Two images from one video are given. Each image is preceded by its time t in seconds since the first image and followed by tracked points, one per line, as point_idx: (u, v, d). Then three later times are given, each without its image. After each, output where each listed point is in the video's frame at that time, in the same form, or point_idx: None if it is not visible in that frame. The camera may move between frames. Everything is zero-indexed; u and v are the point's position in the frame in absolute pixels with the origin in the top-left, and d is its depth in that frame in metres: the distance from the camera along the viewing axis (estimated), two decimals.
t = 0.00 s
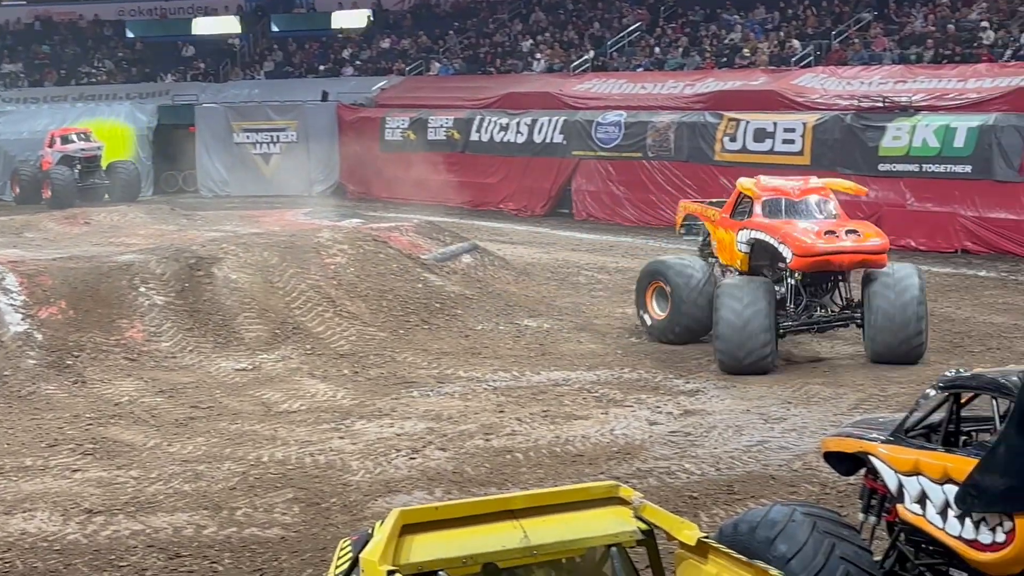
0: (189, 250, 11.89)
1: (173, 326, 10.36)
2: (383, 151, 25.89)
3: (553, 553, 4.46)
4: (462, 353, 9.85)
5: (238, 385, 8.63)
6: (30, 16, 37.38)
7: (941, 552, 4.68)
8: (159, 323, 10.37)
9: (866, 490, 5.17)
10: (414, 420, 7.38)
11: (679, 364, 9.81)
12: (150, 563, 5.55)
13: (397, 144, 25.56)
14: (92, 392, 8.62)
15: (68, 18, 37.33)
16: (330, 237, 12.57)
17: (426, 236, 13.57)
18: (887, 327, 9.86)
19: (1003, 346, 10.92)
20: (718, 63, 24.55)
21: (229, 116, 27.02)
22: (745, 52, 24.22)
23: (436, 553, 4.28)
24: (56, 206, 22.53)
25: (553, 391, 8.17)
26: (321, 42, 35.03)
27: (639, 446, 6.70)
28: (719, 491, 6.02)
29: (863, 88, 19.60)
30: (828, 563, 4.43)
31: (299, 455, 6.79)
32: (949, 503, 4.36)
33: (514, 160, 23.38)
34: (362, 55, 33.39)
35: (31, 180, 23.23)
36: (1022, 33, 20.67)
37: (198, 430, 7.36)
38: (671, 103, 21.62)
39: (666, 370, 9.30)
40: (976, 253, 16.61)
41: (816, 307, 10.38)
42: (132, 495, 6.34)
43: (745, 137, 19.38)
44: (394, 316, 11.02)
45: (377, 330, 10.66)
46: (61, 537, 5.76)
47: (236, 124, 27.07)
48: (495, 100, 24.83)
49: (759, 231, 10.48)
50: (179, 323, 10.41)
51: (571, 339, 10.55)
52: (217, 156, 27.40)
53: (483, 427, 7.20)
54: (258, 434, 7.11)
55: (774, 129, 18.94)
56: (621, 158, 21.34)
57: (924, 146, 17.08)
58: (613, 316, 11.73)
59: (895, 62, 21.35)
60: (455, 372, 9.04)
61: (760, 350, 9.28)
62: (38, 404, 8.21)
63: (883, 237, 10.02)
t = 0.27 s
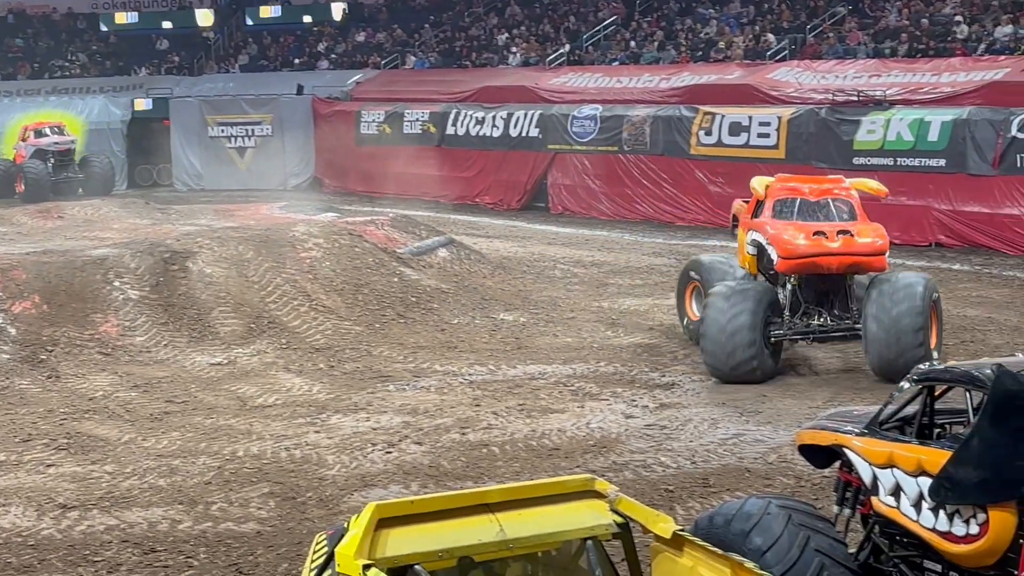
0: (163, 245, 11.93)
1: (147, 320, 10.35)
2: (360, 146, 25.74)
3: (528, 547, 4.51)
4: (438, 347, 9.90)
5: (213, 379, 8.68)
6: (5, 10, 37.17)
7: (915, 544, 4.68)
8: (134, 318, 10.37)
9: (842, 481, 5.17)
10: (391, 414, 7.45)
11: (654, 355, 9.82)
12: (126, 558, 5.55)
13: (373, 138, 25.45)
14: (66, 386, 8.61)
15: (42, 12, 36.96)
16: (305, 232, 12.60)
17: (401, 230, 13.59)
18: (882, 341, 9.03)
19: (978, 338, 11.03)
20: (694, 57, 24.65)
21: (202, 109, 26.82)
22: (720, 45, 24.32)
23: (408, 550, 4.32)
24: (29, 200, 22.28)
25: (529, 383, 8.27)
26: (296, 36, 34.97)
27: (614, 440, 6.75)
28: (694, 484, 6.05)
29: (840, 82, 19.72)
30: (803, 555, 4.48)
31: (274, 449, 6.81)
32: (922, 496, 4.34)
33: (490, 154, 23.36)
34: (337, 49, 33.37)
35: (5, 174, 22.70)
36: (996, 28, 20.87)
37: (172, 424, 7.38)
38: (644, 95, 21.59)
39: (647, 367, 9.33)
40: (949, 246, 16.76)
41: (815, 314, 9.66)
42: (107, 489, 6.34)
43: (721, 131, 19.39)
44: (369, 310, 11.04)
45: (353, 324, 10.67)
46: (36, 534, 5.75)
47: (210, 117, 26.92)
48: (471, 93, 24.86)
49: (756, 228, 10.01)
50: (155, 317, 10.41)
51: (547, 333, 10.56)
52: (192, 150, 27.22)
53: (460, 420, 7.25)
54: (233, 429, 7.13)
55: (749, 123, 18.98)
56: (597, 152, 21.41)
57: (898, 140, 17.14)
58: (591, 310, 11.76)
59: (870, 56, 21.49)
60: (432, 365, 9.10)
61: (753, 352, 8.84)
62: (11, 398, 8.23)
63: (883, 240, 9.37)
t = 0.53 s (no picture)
0: (149, 240, 11.95)
1: (134, 316, 10.36)
2: (347, 141, 25.65)
3: (515, 542, 4.57)
4: (425, 342, 9.91)
5: (200, 374, 8.68)
6: None
7: (901, 539, 4.70)
8: (120, 313, 10.39)
9: (827, 477, 5.15)
10: (378, 409, 7.46)
11: (641, 349, 9.84)
12: (112, 553, 5.56)
13: (360, 133, 25.38)
14: (52, 381, 8.61)
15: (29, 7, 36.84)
16: (291, 226, 12.59)
17: (390, 226, 13.61)
18: (868, 347, 8.43)
19: (966, 334, 11.07)
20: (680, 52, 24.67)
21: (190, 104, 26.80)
22: (707, 40, 24.33)
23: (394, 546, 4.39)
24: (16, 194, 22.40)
25: (517, 377, 8.31)
26: (282, 29, 34.76)
27: (602, 435, 6.76)
28: (681, 479, 6.07)
29: (828, 77, 19.76)
30: (789, 550, 4.49)
31: (261, 445, 6.81)
32: (909, 490, 4.34)
33: (477, 149, 23.29)
34: (324, 44, 33.23)
35: None
36: (982, 24, 20.94)
37: (157, 419, 7.38)
38: (632, 91, 21.96)
39: (636, 363, 9.35)
40: (936, 242, 16.72)
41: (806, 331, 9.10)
42: (94, 485, 6.34)
43: (707, 127, 19.41)
44: (356, 306, 11.03)
45: (340, 319, 10.66)
46: (23, 530, 5.76)
47: (196, 112, 26.88)
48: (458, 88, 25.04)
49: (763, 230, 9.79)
50: (143, 313, 10.42)
51: (535, 328, 10.55)
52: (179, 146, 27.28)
53: (447, 415, 7.25)
54: (220, 424, 7.13)
55: (736, 118, 19.01)
56: (583, 147, 21.30)
57: (884, 134, 17.17)
58: (579, 304, 11.77)
59: (857, 51, 21.52)
60: (419, 360, 9.09)
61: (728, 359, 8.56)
62: None
63: (871, 259, 8.90)
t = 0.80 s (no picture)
0: (150, 235, 11.97)
1: (134, 311, 10.37)
2: (346, 136, 25.71)
3: (514, 536, 4.63)
4: (425, 337, 9.90)
5: (200, 370, 8.68)
6: None
7: (901, 534, 4.70)
8: (120, 308, 10.41)
9: (826, 473, 5.17)
10: (377, 404, 7.47)
11: (642, 345, 9.82)
12: (112, 548, 5.59)
13: (360, 128, 25.42)
14: (53, 376, 8.61)
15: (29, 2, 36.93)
16: (290, 222, 12.61)
17: (389, 220, 13.63)
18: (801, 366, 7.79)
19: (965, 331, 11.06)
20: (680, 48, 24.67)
21: (189, 100, 26.54)
22: (707, 36, 24.29)
23: (394, 539, 4.47)
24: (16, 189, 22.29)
25: (517, 372, 8.39)
26: (283, 24, 34.69)
27: (602, 431, 6.75)
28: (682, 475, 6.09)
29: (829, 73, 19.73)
30: (789, 545, 4.49)
31: (261, 440, 6.82)
32: (908, 486, 4.35)
33: (478, 145, 23.37)
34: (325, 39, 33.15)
35: None
36: (982, 19, 20.90)
37: (158, 414, 7.40)
38: (632, 86, 21.41)
39: (637, 360, 9.35)
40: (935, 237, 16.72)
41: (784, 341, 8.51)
42: (94, 480, 6.34)
43: (706, 122, 19.46)
44: (356, 301, 11.03)
45: (340, 315, 10.66)
46: (22, 526, 5.77)
47: (196, 108, 26.64)
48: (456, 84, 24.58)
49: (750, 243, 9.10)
50: (143, 309, 10.43)
51: (535, 324, 10.54)
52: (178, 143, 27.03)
53: (448, 411, 7.26)
54: (220, 420, 7.13)
55: (736, 114, 19.11)
56: (583, 143, 21.35)
57: (884, 131, 17.21)
58: (579, 300, 11.77)
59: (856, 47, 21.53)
60: (419, 356, 9.09)
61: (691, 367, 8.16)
62: None
63: (827, 270, 8.13)
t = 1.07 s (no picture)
0: (163, 231, 12.02)
1: (149, 307, 10.40)
2: (360, 132, 25.79)
3: (528, 533, 4.65)
4: (438, 334, 9.91)
5: (214, 365, 8.70)
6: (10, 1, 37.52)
7: (914, 531, 4.66)
8: (134, 304, 10.46)
9: (840, 470, 5.16)
10: (391, 400, 7.49)
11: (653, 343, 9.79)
12: (126, 544, 5.62)
13: (374, 125, 25.49)
14: (67, 371, 8.66)
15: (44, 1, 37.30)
16: (303, 218, 12.66)
17: (402, 217, 13.69)
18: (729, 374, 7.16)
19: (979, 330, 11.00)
20: (693, 45, 24.57)
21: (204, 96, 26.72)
22: (721, 32, 24.18)
23: (407, 534, 4.49)
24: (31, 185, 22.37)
25: (529, 370, 8.54)
26: (296, 21, 34.74)
27: (613, 429, 6.74)
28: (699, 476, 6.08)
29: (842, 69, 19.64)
30: (802, 542, 4.49)
31: (275, 436, 6.84)
32: (922, 483, 4.32)
33: (490, 142, 23.43)
34: (337, 36, 33.14)
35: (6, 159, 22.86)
36: (997, 16, 20.76)
37: (173, 410, 7.42)
38: (645, 82, 21.54)
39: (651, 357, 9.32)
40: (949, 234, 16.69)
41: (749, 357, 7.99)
42: (108, 475, 6.37)
43: (721, 118, 19.46)
44: (369, 297, 11.04)
45: (353, 310, 10.67)
46: (37, 521, 5.80)
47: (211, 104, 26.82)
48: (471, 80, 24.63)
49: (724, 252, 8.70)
50: (157, 305, 10.46)
51: (548, 321, 10.54)
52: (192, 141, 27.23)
53: (460, 407, 7.28)
54: (234, 415, 7.15)
55: (749, 111, 19.07)
56: (596, 139, 21.43)
57: (898, 127, 17.14)
58: (592, 297, 11.75)
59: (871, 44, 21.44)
60: (432, 352, 9.11)
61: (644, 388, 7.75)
62: (14, 382, 8.30)
63: (758, 285, 7.58)
